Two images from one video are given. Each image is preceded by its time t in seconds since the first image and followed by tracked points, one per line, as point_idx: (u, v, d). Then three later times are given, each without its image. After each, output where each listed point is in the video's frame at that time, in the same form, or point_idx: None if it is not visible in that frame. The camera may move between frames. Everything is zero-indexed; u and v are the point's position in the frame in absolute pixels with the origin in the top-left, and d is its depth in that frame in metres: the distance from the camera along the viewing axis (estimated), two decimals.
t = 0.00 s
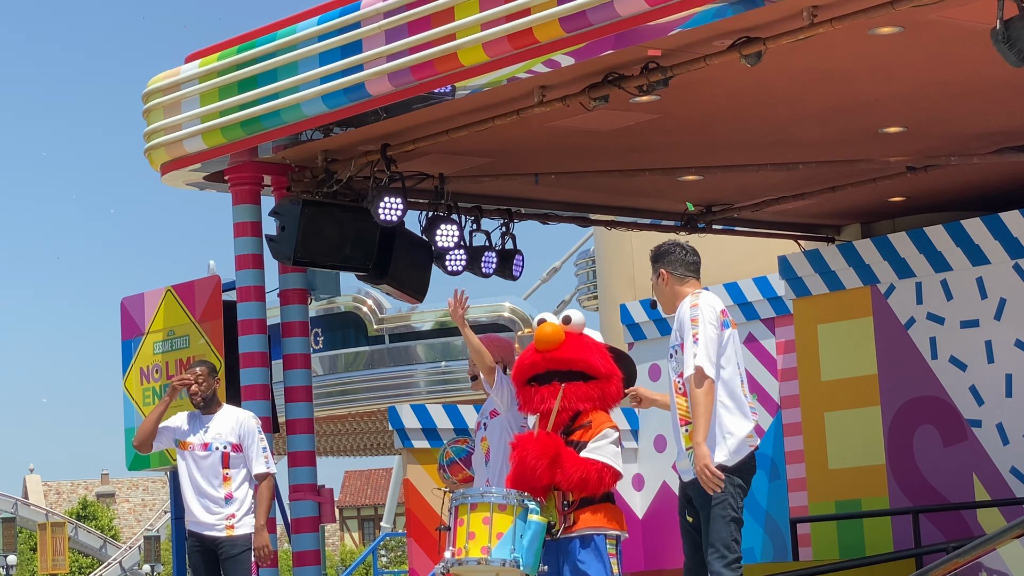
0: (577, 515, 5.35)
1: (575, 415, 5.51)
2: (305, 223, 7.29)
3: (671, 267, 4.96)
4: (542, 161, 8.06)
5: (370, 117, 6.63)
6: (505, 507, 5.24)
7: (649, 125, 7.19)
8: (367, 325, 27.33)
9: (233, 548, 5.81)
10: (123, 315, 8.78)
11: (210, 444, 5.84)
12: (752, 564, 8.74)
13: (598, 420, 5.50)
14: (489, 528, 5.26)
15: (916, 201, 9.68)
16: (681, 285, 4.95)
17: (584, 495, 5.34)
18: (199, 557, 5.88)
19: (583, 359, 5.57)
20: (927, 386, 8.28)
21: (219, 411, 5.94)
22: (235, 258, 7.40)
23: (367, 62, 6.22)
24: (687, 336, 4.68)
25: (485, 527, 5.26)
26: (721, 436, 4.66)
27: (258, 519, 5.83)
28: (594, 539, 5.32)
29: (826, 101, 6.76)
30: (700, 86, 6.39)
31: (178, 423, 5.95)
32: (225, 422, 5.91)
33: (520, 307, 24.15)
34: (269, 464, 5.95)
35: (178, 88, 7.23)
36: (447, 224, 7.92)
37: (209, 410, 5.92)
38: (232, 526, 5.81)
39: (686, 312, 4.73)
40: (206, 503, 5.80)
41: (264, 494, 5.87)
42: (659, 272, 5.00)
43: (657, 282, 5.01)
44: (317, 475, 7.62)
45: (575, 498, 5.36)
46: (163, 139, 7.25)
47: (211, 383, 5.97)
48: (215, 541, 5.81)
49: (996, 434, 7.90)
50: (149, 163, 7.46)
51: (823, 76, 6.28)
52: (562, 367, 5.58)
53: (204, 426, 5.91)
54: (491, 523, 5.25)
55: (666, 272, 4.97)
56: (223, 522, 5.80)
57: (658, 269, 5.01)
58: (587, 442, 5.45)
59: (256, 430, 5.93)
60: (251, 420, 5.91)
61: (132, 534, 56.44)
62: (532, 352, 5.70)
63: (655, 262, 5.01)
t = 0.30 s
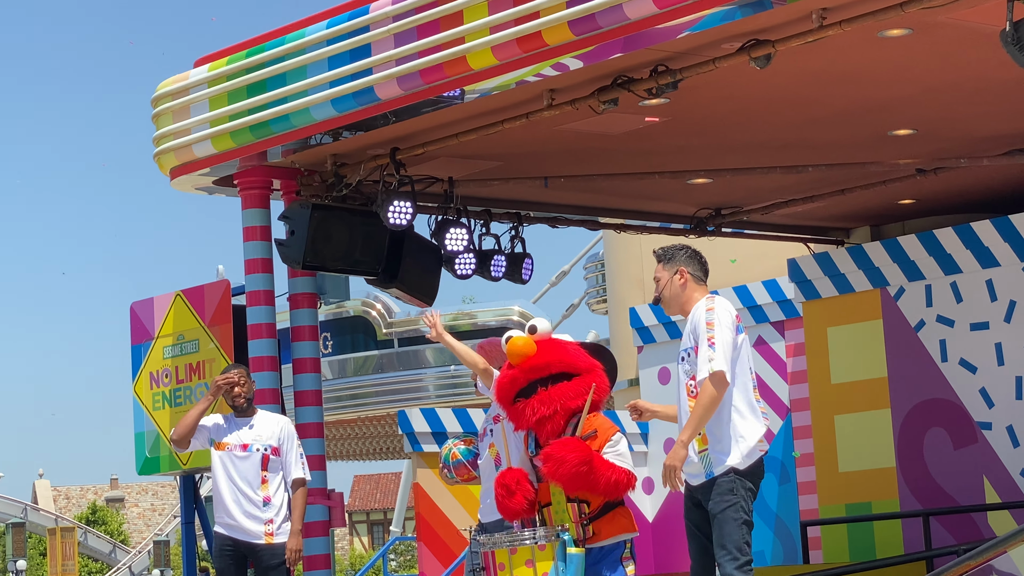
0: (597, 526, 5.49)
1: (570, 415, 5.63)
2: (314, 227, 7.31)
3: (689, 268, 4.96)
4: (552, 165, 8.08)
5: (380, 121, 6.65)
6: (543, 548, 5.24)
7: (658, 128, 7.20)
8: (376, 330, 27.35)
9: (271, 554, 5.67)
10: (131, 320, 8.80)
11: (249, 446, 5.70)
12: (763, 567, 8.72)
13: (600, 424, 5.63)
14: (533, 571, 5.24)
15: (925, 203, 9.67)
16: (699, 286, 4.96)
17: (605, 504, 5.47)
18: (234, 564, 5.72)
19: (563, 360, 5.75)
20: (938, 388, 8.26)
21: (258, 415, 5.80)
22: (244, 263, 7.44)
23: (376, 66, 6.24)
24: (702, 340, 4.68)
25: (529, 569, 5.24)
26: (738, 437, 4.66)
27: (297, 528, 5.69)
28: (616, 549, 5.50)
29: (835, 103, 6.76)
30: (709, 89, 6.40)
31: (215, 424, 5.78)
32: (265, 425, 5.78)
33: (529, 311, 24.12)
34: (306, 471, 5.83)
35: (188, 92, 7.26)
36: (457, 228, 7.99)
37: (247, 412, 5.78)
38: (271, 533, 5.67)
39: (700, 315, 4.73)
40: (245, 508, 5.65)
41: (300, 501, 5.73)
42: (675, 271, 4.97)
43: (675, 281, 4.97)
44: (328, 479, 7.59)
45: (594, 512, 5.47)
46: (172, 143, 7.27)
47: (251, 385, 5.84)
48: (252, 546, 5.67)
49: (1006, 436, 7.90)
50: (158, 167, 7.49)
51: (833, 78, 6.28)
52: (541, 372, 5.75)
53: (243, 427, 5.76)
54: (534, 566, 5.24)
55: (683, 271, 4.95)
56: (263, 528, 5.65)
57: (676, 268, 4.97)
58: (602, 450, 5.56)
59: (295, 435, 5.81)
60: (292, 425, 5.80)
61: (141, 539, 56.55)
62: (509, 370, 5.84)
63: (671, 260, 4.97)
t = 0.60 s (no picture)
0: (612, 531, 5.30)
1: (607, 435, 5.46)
2: (322, 230, 7.33)
3: (692, 273, 4.95)
4: (559, 168, 8.09)
5: (387, 125, 6.65)
6: (575, 542, 5.01)
7: (665, 131, 7.20)
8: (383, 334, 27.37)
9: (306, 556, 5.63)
10: (139, 324, 8.82)
11: (287, 446, 5.71)
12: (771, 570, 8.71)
13: (617, 430, 5.49)
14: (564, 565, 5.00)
15: (933, 205, 9.65)
16: (701, 293, 4.95)
17: (617, 508, 5.37)
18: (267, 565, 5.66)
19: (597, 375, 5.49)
20: (946, 391, 8.25)
21: (295, 417, 5.83)
22: (251, 266, 7.46)
23: (383, 70, 6.25)
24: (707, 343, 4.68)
25: (562, 565, 4.99)
26: (744, 438, 4.66)
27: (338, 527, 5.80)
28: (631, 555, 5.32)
29: (842, 106, 6.75)
30: (716, 92, 6.40)
31: (252, 424, 5.78)
32: (301, 427, 5.80)
33: (537, 314, 24.09)
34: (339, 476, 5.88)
35: (195, 97, 7.28)
36: (464, 231, 7.98)
37: (282, 413, 5.78)
38: (306, 534, 5.65)
39: (704, 319, 4.74)
40: (281, 508, 5.63)
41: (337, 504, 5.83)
42: (678, 276, 4.97)
43: (677, 287, 4.97)
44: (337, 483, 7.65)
45: (610, 515, 5.35)
46: (180, 148, 7.30)
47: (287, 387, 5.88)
48: (286, 547, 5.63)
49: (1014, 439, 7.87)
50: (166, 171, 7.51)
51: (840, 81, 6.28)
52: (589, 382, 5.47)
53: (279, 428, 5.78)
54: (567, 560, 5.00)
55: (687, 276, 4.95)
56: (298, 529, 5.63)
57: (679, 274, 4.97)
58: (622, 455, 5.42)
59: (331, 439, 5.86)
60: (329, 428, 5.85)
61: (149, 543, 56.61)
62: (549, 374, 5.45)
63: (674, 265, 4.97)
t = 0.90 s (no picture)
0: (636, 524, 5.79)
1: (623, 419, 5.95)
2: (325, 233, 7.33)
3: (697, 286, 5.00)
4: (563, 170, 8.09)
5: (390, 128, 6.65)
6: (602, 547, 5.57)
7: (669, 133, 7.20)
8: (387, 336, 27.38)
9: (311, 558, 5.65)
10: (143, 327, 8.84)
11: (294, 447, 5.72)
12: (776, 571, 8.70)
13: (640, 423, 5.99)
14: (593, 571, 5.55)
15: (938, 206, 9.64)
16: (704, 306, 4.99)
17: (639, 502, 5.85)
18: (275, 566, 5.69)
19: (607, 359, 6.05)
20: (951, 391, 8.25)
21: (305, 417, 5.82)
22: (255, 269, 7.47)
23: (387, 72, 6.26)
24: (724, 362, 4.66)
25: (590, 568, 5.55)
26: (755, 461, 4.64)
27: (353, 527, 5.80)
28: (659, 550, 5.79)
29: (846, 107, 6.75)
30: (720, 93, 6.41)
31: (261, 424, 5.80)
32: (311, 427, 5.80)
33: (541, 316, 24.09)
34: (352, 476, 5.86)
35: (198, 99, 7.29)
36: (468, 233, 8.07)
37: (292, 413, 5.79)
38: (313, 536, 5.66)
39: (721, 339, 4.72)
40: (287, 509, 5.66)
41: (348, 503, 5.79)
42: (685, 286, 4.98)
43: (683, 298, 4.96)
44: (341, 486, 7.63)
45: (634, 509, 5.84)
46: (183, 150, 7.31)
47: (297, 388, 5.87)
48: (292, 549, 5.65)
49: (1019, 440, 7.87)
50: (169, 174, 7.52)
51: (844, 82, 6.28)
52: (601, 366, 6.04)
53: (289, 428, 5.78)
54: (594, 565, 5.55)
55: (693, 287, 4.97)
56: (305, 530, 5.65)
57: (686, 284, 4.98)
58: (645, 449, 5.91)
59: (342, 439, 5.83)
60: (339, 428, 5.82)
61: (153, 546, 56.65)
62: (566, 358, 6.06)
63: (681, 274, 4.98)
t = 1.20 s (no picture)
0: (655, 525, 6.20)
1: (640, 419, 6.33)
2: (329, 235, 7.33)
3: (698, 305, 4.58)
4: (566, 172, 8.10)
5: (393, 130, 6.65)
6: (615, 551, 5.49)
7: (672, 134, 7.21)
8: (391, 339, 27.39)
9: (298, 563, 5.69)
10: (147, 330, 8.86)
11: (276, 452, 5.70)
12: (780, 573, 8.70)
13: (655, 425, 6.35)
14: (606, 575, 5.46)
15: (941, 207, 9.64)
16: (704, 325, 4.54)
17: (658, 505, 6.23)
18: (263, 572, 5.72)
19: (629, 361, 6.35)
20: (954, 392, 8.24)
21: (287, 420, 5.81)
22: (259, 272, 7.48)
23: (390, 74, 6.28)
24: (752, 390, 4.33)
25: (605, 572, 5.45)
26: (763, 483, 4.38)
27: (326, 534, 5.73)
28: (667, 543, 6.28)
29: (849, 108, 6.75)
30: (722, 95, 6.41)
31: (244, 429, 5.80)
32: (292, 430, 5.78)
33: (545, 318, 24.08)
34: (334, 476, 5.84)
35: (201, 102, 7.31)
36: (472, 235, 7.99)
37: (275, 417, 5.78)
38: (300, 541, 5.69)
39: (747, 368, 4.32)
40: (272, 515, 5.67)
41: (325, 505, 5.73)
42: (688, 302, 4.55)
43: (685, 313, 4.52)
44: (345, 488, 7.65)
45: (653, 509, 6.22)
46: (187, 153, 7.33)
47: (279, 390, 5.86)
48: (279, 554, 5.68)
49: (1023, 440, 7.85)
50: (173, 177, 7.54)
51: (847, 83, 6.29)
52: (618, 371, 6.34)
53: (271, 433, 5.77)
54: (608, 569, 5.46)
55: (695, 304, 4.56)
56: (291, 535, 5.68)
57: (689, 298, 4.55)
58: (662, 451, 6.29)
59: (324, 441, 5.82)
60: (320, 431, 5.81)
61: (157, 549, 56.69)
62: (586, 358, 6.37)
63: (685, 288, 4.57)
